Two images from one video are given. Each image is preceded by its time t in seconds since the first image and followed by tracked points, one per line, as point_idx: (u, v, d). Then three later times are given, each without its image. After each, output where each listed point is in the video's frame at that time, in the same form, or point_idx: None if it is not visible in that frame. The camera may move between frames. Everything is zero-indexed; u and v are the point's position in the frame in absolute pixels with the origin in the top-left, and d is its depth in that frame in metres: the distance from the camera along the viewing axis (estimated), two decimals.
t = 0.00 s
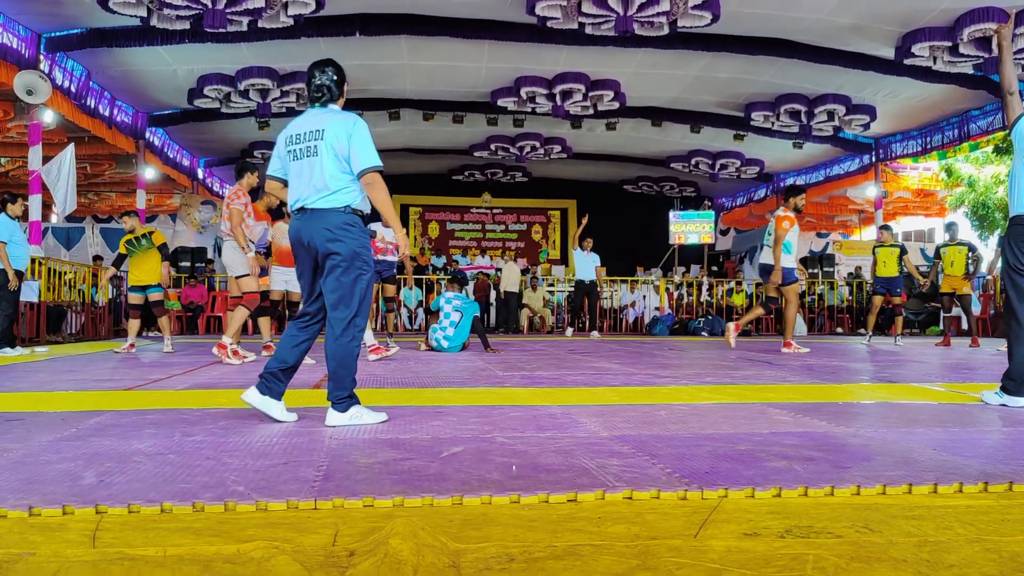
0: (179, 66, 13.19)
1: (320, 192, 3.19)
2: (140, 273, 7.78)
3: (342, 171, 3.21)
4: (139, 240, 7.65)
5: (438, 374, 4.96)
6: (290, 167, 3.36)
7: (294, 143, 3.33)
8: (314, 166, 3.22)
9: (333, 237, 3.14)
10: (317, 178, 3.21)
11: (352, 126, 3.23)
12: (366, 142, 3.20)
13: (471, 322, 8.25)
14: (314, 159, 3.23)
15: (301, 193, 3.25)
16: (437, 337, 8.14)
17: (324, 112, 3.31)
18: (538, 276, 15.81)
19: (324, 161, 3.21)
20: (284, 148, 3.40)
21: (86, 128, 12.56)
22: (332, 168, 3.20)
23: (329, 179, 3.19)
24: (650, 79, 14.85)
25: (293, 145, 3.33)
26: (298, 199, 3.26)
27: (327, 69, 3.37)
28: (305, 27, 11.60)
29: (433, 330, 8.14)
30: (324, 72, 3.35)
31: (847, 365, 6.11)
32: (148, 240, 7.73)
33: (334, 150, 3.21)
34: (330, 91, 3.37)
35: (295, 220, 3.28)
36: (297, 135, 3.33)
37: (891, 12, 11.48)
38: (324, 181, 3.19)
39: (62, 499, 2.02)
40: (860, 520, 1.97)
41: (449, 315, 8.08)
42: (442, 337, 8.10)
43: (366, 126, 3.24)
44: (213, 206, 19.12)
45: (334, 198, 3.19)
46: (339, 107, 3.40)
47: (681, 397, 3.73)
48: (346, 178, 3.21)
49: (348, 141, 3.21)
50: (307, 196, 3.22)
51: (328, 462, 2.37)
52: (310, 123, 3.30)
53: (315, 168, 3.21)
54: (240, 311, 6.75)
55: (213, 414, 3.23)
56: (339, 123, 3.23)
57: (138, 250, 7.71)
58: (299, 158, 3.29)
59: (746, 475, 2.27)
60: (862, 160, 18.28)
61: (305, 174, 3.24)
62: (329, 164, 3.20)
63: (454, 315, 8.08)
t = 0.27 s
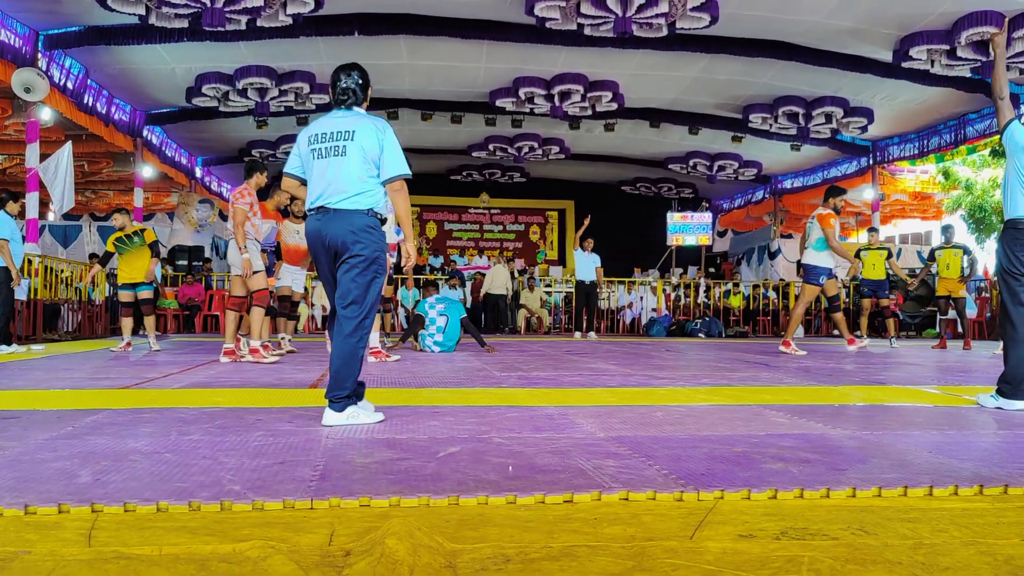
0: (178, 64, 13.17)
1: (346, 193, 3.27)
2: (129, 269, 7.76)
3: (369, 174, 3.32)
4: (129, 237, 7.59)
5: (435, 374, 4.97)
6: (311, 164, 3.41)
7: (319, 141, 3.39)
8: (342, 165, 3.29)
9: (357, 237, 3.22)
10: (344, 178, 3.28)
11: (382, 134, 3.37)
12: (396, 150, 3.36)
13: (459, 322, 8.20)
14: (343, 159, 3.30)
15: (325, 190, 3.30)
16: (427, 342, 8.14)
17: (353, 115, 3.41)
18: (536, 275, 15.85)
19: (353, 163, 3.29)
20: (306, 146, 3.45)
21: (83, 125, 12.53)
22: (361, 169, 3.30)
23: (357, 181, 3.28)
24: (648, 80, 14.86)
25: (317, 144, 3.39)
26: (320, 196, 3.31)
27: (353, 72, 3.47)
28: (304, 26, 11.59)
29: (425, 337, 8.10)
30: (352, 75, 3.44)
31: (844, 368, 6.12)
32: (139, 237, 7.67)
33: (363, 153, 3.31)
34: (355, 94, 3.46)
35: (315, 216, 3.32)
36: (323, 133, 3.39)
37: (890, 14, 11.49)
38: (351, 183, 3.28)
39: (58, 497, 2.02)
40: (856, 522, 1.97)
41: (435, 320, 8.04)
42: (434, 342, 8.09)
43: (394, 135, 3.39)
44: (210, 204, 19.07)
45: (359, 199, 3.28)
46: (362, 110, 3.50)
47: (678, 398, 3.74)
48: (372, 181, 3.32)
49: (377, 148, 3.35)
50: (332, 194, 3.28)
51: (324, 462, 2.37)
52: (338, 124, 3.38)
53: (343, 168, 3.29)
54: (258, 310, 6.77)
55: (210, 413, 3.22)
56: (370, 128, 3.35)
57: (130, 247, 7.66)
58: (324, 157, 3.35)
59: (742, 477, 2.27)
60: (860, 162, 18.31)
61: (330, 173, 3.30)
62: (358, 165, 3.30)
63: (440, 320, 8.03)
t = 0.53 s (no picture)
0: (171, 62, 13.14)
1: (357, 193, 3.31)
2: (119, 268, 7.73)
3: (378, 174, 3.36)
4: (118, 236, 7.55)
5: (429, 372, 4.96)
6: (320, 167, 3.44)
7: (328, 145, 3.42)
8: (353, 168, 3.33)
9: (364, 237, 3.26)
10: (353, 180, 3.33)
11: (390, 135, 3.41)
12: (404, 150, 3.42)
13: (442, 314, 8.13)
14: (353, 161, 3.34)
15: (336, 193, 3.34)
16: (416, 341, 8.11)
17: (360, 117, 3.45)
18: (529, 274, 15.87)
19: (364, 165, 3.34)
20: (314, 150, 3.49)
21: (76, 124, 12.47)
22: (370, 171, 3.34)
23: (368, 182, 3.33)
24: (643, 79, 14.87)
25: (326, 147, 3.43)
26: (331, 197, 3.34)
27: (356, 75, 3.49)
28: (298, 24, 11.57)
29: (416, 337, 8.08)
30: (357, 78, 3.47)
31: (836, 365, 6.14)
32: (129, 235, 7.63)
33: (373, 155, 3.36)
34: (360, 97, 3.50)
35: (325, 216, 3.35)
36: (331, 137, 3.43)
37: (885, 15, 11.52)
38: (361, 184, 3.32)
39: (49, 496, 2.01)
40: (849, 518, 1.98)
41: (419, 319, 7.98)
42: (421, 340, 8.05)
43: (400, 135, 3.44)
44: (203, 203, 19.01)
45: (369, 201, 3.32)
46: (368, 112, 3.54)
47: (672, 396, 3.74)
48: (382, 183, 3.37)
49: (387, 148, 3.39)
50: (343, 196, 3.32)
51: (317, 459, 2.36)
52: (345, 127, 3.42)
53: (353, 170, 3.34)
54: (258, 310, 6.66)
55: (203, 411, 3.21)
56: (379, 129, 3.39)
57: (119, 246, 7.63)
58: (335, 160, 3.39)
59: (735, 474, 2.27)
60: (853, 161, 18.37)
61: (341, 175, 3.35)
62: (367, 167, 3.34)
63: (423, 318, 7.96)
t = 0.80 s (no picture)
0: (151, 55, 13.01)
1: (348, 192, 3.40)
2: (97, 263, 7.66)
3: (368, 174, 3.45)
4: (95, 231, 7.51)
5: (411, 369, 4.96)
6: (314, 165, 3.54)
7: (321, 144, 3.52)
8: (343, 167, 3.43)
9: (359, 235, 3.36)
10: (344, 179, 3.42)
11: (380, 135, 3.48)
12: (394, 149, 3.49)
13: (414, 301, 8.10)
14: (344, 161, 3.43)
15: (327, 191, 3.43)
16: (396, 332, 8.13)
17: (351, 118, 3.52)
18: (512, 271, 15.84)
19: (354, 164, 3.43)
20: (308, 149, 3.59)
21: (54, 117, 12.31)
22: (360, 170, 3.43)
23: (358, 181, 3.41)
24: (628, 76, 14.88)
25: (320, 146, 3.53)
26: (322, 196, 3.44)
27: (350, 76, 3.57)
28: (279, 19, 11.47)
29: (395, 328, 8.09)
30: (349, 79, 3.54)
31: (815, 363, 6.19)
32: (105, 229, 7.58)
33: (363, 154, 3.44)
34: (353, 98, 3.57)
35: (318, 215, 3.44)
36: (324, 136, 3.52)
37: (871, 13, 11.58)
38: (352, 183, 3.41)
39: (27, 494, 1.99)
40: (826, 515, 2.00)
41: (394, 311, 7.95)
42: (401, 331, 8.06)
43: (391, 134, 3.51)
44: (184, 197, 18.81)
45: (360, 199, 3.40)
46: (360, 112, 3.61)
47: (653, 393, 3.76)
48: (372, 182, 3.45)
49: (376, 148, 3.47)
50: (334, 195, 3.41)
51: (298, 457, 2.36)
52: (337, 127, 3.50)
53: (344, 169, 3.43)
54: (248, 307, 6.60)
55: (183, 408, 3.19)
56: (369, 130, 3.47)
57: (95, 241, 7.58)
58: (327, 159, 3.48)
59: (714, 471, 2.29)
60: (835, 159, 18.50)
61: (332, 174, 3.44)
62: (357, 166, 3.43)
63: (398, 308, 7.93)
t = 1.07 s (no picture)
0: (127, 45, 12.84)
1: (344, 186, 3.36)
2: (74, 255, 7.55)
3: (364, 168, 3.41)
4: (70, 221, 7.43)
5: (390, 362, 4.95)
6: (309, 159, 3.50)
7: (316, 137, 3.48)
8: (339, 161, 3.39)
9: (359, 228, 3.34)
10: (340, 173, 3.38)
11: (377, 128, 3.45)
12: (390, 144, 3.45)
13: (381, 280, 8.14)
14: (341, 155, 3.40)
15: (323, 186, 3.39)
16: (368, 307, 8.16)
17: (348, 112, 3.49)
18: (492, 264, 15.81)
19: (350, 158, 3.39)
20: (304, 142, 3.54)
21: (29, 107, 12.11)
22: (356, 164, 3.39)
23: (353, 174, 3.37)
24: (609, 70, 14.88)
25: (315, 139, 3.48)
26: (318, 190, 3.40)
27: (348, 71, 3.54)
28: (259, 10, 11.37)
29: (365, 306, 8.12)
30: (346, 75, 3.52)
31: (791, 357, 6.25)
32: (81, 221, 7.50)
33: (360, 148, 3.41)
34: (350, 94, 3.54)
35: (315, 208, 3.40)
36: (319, 130, 3.48)
37: (853, 9, 11.65)
38: (349, 178, 3.37)
39: None
40: (803, 507, 2.02)
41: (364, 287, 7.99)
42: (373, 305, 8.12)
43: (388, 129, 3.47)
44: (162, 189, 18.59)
45: (359, 193, 3.37)
46: (357, 108, 3.58)
47: (632, 387, 3.78)
48: (368, 175, 3.41)
49: (372, 141, 3.43)
50: (330, 189, 3.37)
51: (277, 451, 2.34)
52: (333, 122, 3.47)
53: (340, 163, 3.39)
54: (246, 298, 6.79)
55: (161, 402, 3.16)
56: (365, 123, 3.43)
57: (70, 232, 7.49)
58: (322, 153, 3.44)
59: (693, 464, 2.31)
60: (813, 155, 18.64)
61: (327, 168, 3.40)
62: (353, 160, 3.39)
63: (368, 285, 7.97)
